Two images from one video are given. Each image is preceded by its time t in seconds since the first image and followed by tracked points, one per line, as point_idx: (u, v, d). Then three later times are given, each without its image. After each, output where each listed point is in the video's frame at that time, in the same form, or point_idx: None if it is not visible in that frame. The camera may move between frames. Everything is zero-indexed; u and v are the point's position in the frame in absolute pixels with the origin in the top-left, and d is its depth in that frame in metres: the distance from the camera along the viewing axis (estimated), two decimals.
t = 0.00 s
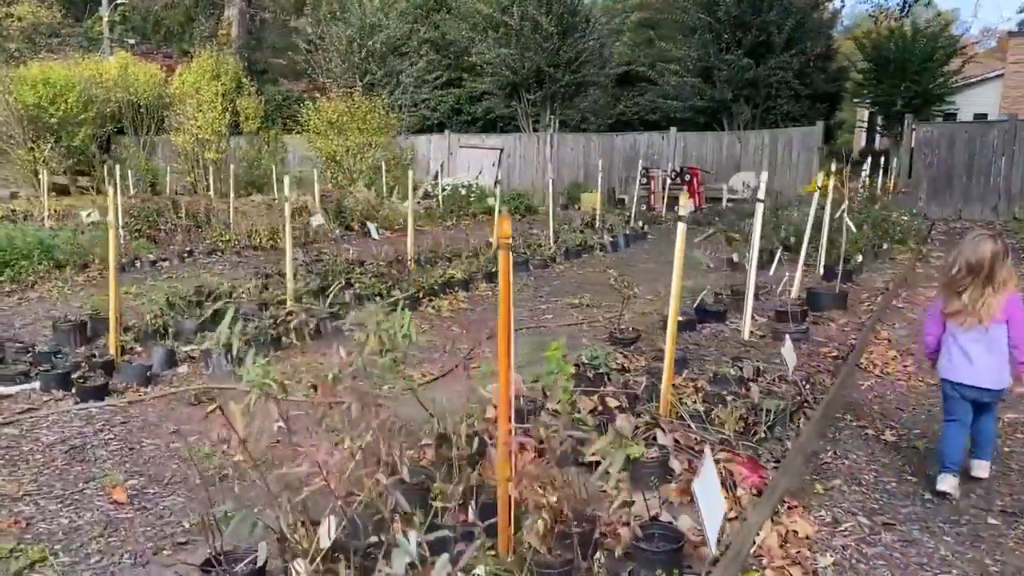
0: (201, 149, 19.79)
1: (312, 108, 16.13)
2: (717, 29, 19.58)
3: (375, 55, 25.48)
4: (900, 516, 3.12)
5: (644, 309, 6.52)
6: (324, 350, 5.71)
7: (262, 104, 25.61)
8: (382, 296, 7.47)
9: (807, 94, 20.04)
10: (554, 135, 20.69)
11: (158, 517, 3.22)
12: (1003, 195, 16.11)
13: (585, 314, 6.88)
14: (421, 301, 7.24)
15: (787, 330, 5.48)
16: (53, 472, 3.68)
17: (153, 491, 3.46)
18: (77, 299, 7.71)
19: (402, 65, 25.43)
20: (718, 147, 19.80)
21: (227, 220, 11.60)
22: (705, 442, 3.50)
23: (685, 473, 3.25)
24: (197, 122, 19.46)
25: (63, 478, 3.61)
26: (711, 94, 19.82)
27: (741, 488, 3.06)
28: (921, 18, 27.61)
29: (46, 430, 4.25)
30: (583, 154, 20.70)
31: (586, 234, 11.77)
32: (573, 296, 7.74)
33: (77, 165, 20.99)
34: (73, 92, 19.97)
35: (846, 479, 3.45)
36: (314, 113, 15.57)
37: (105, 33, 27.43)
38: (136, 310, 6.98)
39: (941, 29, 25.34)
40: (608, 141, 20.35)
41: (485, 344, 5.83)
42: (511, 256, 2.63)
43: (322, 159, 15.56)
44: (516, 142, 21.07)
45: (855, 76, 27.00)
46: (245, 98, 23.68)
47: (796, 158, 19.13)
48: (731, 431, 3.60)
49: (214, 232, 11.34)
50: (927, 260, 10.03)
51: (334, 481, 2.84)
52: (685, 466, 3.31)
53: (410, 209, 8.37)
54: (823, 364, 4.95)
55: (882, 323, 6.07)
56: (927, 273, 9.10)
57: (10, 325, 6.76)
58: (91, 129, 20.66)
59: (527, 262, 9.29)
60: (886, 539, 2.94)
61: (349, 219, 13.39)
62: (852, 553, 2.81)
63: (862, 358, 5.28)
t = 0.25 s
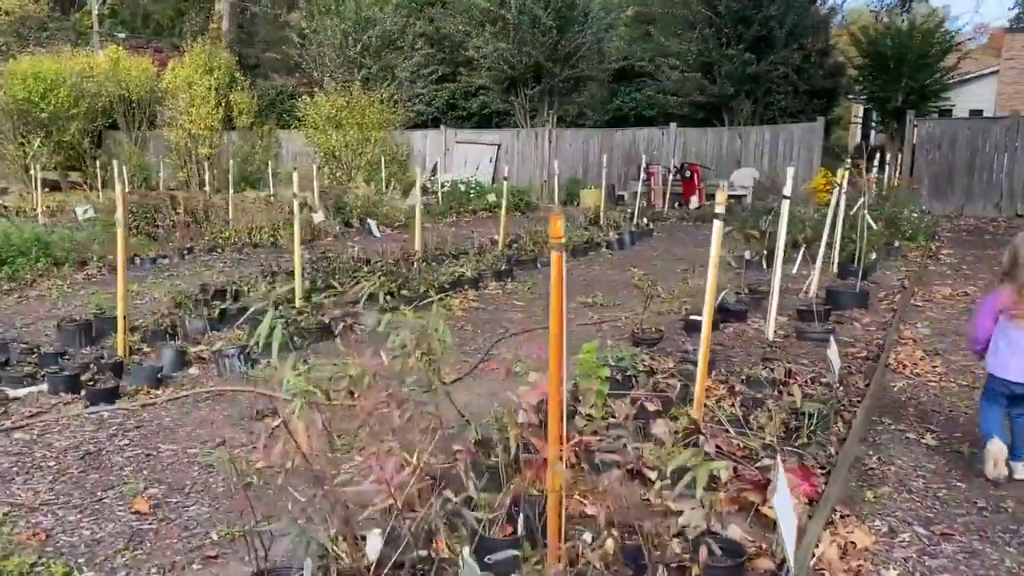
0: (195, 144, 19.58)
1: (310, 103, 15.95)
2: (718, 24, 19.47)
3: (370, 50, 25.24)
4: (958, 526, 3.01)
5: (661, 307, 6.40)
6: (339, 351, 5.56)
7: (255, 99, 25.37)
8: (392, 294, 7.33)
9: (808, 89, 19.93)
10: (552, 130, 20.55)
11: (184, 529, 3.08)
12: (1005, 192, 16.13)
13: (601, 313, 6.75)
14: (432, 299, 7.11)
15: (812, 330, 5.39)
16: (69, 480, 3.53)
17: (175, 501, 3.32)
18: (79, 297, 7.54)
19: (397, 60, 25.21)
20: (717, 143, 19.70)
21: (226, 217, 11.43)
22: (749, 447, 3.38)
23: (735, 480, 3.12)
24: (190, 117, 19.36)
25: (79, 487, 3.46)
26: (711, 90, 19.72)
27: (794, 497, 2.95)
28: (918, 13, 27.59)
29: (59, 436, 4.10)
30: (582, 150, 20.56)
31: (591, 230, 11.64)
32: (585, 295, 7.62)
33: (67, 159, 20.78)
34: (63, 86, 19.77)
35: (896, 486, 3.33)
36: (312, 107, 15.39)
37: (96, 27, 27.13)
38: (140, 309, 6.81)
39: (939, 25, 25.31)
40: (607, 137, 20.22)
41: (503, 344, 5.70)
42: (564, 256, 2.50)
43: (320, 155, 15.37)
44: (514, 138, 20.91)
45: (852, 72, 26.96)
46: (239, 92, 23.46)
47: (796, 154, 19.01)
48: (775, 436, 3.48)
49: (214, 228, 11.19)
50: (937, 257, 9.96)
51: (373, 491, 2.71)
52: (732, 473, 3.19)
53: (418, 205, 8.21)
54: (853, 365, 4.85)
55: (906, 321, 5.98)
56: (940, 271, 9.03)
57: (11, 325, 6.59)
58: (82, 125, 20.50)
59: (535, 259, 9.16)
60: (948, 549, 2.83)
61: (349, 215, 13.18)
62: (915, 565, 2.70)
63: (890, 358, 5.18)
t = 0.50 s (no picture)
0: (188, 140, 19.38)
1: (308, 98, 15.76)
2: (717, 19, 19.35)
3: (365, 45, 25.16)
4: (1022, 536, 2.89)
5: (680, 307, 6.27)
6: (353, 352, 5.40)
7: (250, 94, 25.13)
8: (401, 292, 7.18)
9: (807, 85, 19.85)
10: (550, 126, 20.39)
11: (211, 541, 2.92)
12: (1007, 188, 16.10)
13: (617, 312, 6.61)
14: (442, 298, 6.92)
15: (839, 329, 5.28)
16: (85, 488, 3.37)
17: (199, 511, 3.16)
18: (79, 297, 7.36)
19: (393, 55, 25.01)
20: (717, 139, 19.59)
21: (226, 214, 11.25)
22: (797, 455, 3.25)
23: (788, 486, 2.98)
24: (183, 113, 19.25)
25: (96, 495, 3.30)
26: (710, 86, 19.61)
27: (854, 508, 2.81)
28: (915, 9, 27.56)
29: (68, 441, 3.93)
30: (580, 147, 20.41)
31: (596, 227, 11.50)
32: (598, 293, 7.48)
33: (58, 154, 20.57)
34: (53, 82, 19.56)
35: (951, 493, 3.20)
36: (310, 103, 15.21)
37: (86, 22, 26.83)
38: (144, 308, 6.63)
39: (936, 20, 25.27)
40: (605, 133, 20.08)
41: (521, 344, 5.55)
42: (621, 253, 2.30)
43: (318, 151, 15.17)
44: (511, 134, 20.71)
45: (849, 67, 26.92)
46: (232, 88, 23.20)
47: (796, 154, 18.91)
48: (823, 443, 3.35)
49: (213, 225, 11.02)
50: (948, 253, 9.87)
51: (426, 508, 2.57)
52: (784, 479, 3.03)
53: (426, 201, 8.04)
54: (885, 365, 4.72)
55: (931, 320, 5.88)
56: (953, 267, 8.93)
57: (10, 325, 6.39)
58: (73, 121, 20.31)
59: (544, 256, 9.02)
60: (1017, 561, 2.70)
61: (349, 211, 12.99)
62: None
63: (920, 357, 5.06)
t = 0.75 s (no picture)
0: (182, 137, 19.15)
1: (306, 94, 15.57)
2: (717, 15, 19.25)
3: (360, 41, 24.92)
4: None
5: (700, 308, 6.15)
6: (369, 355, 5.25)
7: (243, 91, 24.85)
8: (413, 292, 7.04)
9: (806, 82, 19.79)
10: (548, 123, 20.23)
11: (244, 560, 2.78)
12: (1010, 185, 16.05)
13: (635, 313, 6.47)
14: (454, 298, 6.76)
15: (868, 330, 5.18)
16: (104, 501, 3.21)
17: (227, 526, 3.01)
18: (80, 298, 7.18)
19: (388, 51, 24.78)
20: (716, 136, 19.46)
21: (226, 212, 11.05)
22: (852, 466, 3.16)
23: (849, 497, 2.89)
24: (176, 109, 19.09)
25: (116, 509, 3.14)
26: (711, 82, 19.51)
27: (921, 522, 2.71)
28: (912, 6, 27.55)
29: (83, 450, 3.77)
30: (578, 144, 20.25)
31: (601, 225, 11.34)
32: (612, 293, 7.35)
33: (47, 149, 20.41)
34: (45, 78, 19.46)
35: (1011, 503, 3.11)
36: (308, 99, 15.01)
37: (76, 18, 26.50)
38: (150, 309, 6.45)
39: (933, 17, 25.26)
40: (604, 130, 19.94)
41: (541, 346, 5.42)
42: (692, 257, 2.16)
43: (317, 148, 14.93)
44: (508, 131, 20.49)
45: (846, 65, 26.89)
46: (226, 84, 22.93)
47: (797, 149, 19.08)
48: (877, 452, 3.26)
49: (214, 224, 10.84)
50: (958, 252, 9.80)
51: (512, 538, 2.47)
52: (843, 491, 2.94)
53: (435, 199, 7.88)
54: (920, 367, 4.63)
55: (958, 319, 5.79)
56: (966, 266, 8.86)
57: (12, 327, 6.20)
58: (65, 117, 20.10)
59: (553, 255, 8.88)
60: None
61: (349, 207, 12.76)
62: None
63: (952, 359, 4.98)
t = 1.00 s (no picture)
0: (178, 134, 19.01)
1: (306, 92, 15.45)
2: (717, 13, 19.19)
3: (357, 38, 24.76)
4: None
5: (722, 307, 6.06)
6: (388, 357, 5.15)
7: (239, 88, 24.66)
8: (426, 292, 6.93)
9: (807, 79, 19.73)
10: (547, 121, 20.13)
11: None
12: (1009, 183, 15.71)
13: (654, 312, 6.36)
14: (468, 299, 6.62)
15: (897, 330, 5.08)
16: (132, 512, 3.09)
17: (264, 540, 2.90)
18: (87, 299, 7.04)
19: (386, 49, 24.61)
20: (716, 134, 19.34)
21: (227, 210, 10.92)
22: (908, 471, 3.06)
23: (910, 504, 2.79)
24: (172, 107, 18.96)
25: (146, 521, 3.02)
26: (711, 80, 19.42)
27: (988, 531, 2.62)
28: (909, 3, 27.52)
29: (105, 457, 3.65)
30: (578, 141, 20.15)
31: (608, 223, 11.24)
32: (627, 292, 7.25)
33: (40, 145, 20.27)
34: (39, 75, 19.40)
35: None
36: (310, 97, 14.86)
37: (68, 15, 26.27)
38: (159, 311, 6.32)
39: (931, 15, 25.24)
40: (604, 127, 19.85)
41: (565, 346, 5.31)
42: (771, 258, 2.12)
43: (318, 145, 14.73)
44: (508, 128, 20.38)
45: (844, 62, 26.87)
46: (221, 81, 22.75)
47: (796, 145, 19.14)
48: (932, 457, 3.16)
49: (217, 222, 10.68)
50: (970, 248, 9.73)
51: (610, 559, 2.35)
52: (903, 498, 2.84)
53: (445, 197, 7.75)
54: (956, 368, 4.53)
55: (984, 317, 5.70)
56: (980, 263, 8.79)
57: (19, 328, 6.06)
58: (60, 114, 19.98)
59: (564, 253, 8.78)
60: None
61: (352, 206, 12.63)
62: None
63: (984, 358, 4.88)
